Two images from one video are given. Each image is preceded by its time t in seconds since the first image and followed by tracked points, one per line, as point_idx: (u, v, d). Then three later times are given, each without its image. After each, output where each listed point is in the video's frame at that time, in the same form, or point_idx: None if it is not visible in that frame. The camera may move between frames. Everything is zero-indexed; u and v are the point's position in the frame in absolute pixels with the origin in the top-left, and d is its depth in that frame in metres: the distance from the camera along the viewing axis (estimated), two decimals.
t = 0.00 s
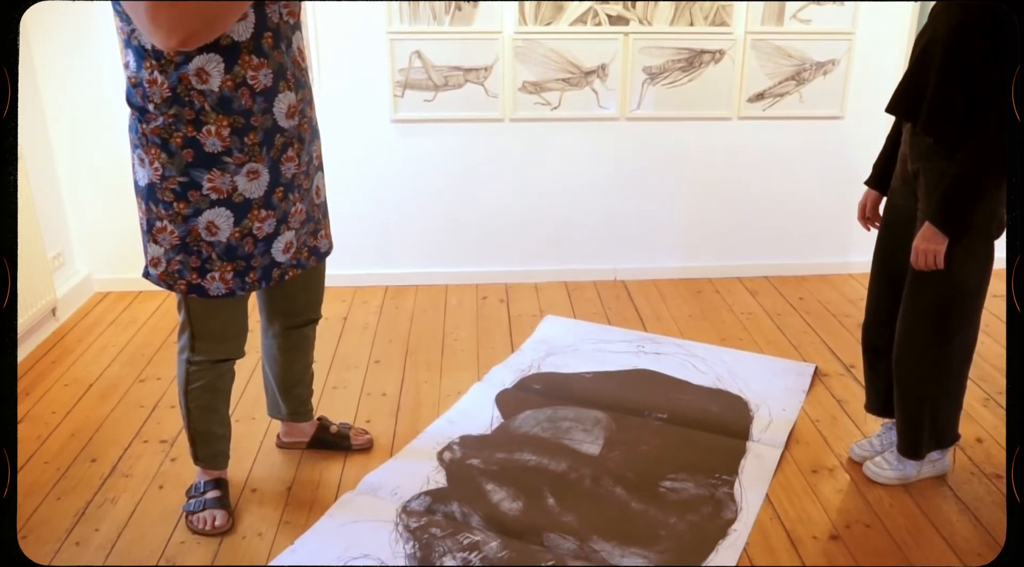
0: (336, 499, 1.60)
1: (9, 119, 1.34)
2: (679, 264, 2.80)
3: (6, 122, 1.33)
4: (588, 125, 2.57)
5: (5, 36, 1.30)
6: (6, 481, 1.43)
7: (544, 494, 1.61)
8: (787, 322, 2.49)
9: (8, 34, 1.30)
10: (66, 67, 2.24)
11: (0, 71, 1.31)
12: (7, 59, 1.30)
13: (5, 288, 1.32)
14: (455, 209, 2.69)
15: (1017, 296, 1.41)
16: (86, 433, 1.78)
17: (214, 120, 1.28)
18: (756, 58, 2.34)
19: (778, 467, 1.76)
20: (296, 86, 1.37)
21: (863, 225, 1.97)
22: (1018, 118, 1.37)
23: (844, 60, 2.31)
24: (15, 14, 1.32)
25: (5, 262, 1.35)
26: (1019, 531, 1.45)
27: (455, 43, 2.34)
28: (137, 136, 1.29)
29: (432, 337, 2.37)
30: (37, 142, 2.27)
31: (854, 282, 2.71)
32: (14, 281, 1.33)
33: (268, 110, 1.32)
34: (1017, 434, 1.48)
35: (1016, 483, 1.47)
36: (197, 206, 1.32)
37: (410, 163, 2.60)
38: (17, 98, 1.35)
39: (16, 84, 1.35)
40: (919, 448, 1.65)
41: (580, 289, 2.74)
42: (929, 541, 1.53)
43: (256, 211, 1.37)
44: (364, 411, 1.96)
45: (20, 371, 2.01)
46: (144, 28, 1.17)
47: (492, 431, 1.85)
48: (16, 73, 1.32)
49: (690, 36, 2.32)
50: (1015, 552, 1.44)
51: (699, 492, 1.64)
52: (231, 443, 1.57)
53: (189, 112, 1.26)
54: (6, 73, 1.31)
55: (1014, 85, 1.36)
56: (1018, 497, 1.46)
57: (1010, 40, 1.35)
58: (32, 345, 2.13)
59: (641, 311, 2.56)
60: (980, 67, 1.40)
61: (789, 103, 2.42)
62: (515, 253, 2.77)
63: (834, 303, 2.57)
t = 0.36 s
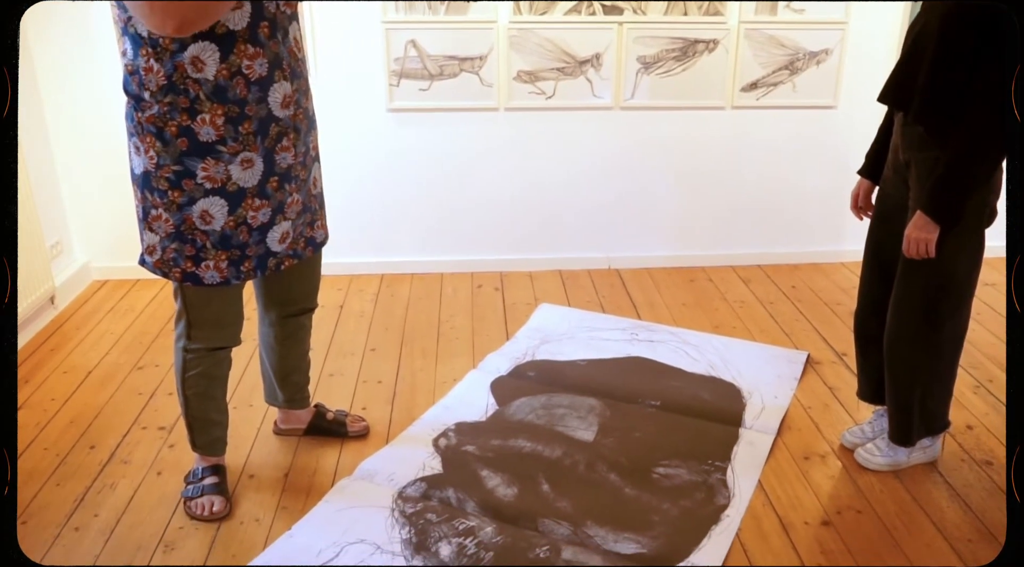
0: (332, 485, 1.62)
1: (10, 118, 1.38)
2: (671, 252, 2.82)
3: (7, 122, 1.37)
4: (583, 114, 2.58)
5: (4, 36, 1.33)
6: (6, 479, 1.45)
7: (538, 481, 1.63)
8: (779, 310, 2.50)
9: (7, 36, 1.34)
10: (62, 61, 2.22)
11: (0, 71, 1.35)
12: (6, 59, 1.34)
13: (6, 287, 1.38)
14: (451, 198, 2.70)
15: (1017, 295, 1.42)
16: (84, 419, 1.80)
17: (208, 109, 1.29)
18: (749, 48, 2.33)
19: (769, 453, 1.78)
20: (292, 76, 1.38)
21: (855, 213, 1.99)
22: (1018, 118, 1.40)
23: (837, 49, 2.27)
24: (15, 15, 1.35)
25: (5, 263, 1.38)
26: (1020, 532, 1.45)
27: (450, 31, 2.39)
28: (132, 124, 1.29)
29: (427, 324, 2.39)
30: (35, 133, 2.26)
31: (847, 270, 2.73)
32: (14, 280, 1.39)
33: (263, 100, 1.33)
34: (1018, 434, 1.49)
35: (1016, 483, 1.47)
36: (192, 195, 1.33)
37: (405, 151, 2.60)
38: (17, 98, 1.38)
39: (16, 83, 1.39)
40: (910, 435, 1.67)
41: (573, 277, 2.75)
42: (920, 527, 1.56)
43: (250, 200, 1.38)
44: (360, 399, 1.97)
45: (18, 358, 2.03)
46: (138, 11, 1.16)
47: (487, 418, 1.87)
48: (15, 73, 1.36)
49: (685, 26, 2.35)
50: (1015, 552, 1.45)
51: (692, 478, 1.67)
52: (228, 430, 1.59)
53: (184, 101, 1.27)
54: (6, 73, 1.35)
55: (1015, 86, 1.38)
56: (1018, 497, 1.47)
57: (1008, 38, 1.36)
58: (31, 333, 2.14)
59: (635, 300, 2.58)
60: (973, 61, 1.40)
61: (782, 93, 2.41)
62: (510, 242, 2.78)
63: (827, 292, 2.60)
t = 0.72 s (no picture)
0: (329, 471, 1.64)
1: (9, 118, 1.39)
2: (664, 241, 2.83)
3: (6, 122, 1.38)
4: (579, 103, 2.58)
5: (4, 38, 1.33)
6: (5, 480, 1.44)
7: (533, 467, 1.66)
8: (772, 298, 2.53)
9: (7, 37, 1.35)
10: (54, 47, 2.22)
11: (0, 71, 1.35)
12: (6, 59, 1.34)
13: (5, 287, 1.40)
14: (446, 187, 2.71)
15: (1017, 295, 1.44)
16: (83, 406, 1.81)
17: (204, 99, 1.29)
18: (743, 37, 2.47)
19: (761, 439, 1.81)
20: (287, 66, 1.38)
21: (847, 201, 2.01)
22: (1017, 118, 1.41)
23: (830, 39, 2.43)
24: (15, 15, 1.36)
25: (5, 263, 1.40)
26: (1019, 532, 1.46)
27: (447, 20, 2.43)
28: (128, 113, 1.30)
29: (423, 312, 2.41)
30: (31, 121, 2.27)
31: (839, 258, 2.76)
32: (12, 281, 1.41)
33: (258, 90, 1.34)
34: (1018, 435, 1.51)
35: (1016, 483, 1.48)
36: (187, 183, 1.34)
37: (401, 140, 2.61)
38: (16, 98, 1.39)
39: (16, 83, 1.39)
40: (899, 421, 1.70)
41: (567, 265, 2.76)
42: (910, 511, 1.58)
43: (245, 189, 1.39)
44: (356, 385, 1.99)
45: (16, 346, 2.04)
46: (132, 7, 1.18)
47: (481, 405, 1.89)
48: (15, 73, 1.36)
49: (678, 15, 2.44)
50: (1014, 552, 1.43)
51: (684, 464, 1.69)
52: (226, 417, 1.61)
53: (180, 90, 1.28)
54: (6, 73, 1.35)
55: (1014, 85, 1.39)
56: (1018, 497, 1.47)
57: (1010, 38, 1.35)
58: (27, 321, 2.15)
59: (628, 288, 2.59)
60: (967, 55, 1.41)
61: (775, 82, 2.53)
62: (504, 231, 2.79)
63: (818, 280, 2.62)
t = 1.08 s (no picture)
0: (325, 456, 1.66)
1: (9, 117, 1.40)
2: (658, 228, 2.85)
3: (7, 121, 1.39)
4: (573, 90, 2.59)
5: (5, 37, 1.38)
6: (5, 480, 1.45)
7: (527, 452, 1.68)
8: (764, 285, 2.55)
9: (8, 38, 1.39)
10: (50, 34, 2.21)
11: (1, 71, 1.38)
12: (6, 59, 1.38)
13: (5, 288, 1.43)
14: (441, 175, 2.72)
15: (1017, 295, 1.50)
16: (80, 392, 1.83)
17: (199, 87, 1.30)
18: (736, 27, 2.49)
19: (754, 425, 1.84)
20: (282, 54, 1.39)
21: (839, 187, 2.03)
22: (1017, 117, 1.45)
23: (823, 27, 2.49)
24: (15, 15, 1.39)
25: (5, 264, 1.45)
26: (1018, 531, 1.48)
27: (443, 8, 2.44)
28: (124, 101, 1.31)
29: (418, 298, 2.42)
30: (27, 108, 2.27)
31: (831, 246, 2.79)
32: (12, 284, 1.44)
33: (254, 78, 1.35)
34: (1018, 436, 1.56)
35: (1016, 483, 1.52)
36: (183, 171, 1.35)
37: (396, 127, 2.62)
38: (16, 98, 1.41)
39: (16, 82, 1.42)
40: (889, 407, 1.72)
41: (562, 252, 2.77)
42: (900, 495, 1.61)
43: (241, 177, 1.40)
44: (352, 371, 2.01)
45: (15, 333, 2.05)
46: None
47: (476, 390, 1.91)
48: (15, 73, 1.39)
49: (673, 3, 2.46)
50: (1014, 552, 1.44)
51: (677, 449, 1.72)
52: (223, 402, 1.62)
53: (176, 78, 1.28)
54: (6, 73, 1.38)
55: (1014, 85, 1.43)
56: (1017, 497, 1.51)
57: (1009, 38, 1.37)
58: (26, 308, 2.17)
59: (622, 275, 2.61)
60: (960, 45, 1.42)
61: (768, 70, 2.55)
62: (499, 218, 2.81)
63: (811, 267, 2.65)
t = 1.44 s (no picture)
0: (321, 441, 1.68)
1: (9, 117, 1.43)
2: (652, 215, 2.87)
3: (8, 120, 1.42)
4: (567, 78, 2.60)
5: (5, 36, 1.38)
6: (5, 479, 1.43)
7: (521, 437, 1.70)
8: (757, 272, 2.57)
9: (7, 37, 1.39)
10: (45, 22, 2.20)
11: (1, 70, 1.39)
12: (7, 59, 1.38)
13: (7, 285, 1.44)
14: (436, 162, 2.73)
15: (1017, 294, 1.52)
16: (79, 377, 1.84)
17: (195, 75, 1.31)
18: (730, 15, 2.44)
19: (745, 410, 1.86)
20: (277, 42, 1.39)
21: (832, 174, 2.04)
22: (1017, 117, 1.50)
23: (814, 15, 2.42)
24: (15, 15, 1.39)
25: (6, 261, 1.44)
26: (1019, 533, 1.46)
27: None
28: (119, 89, 1.31)
29: (413, 285, 2.44)
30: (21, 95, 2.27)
31: (822, 233, 2.81)
32: (14, 277, 1.45)
33: (248, 66, 1.35)
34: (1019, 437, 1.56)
35: (1016, 483, 1.51)
36: (179, 159, 1.36)
37: (391, 114, 2.62)
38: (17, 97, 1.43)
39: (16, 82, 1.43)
40: (879, 393, 1.76)
41: (556, 239, 2.79)
42: (890, 480, 1.64)
43: (237, 164, 1.41)
44: (348, 356, 2.03)
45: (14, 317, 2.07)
46: None
47: (471, 375, 1.93)
48: (16, 72, 1.40)
49: None
50: (1015, 555, 1.40)
51: (670, 434, 1.74)
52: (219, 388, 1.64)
53: (171, 66, 1.29)
54: (7, 73, 1.39)
55: (1014, 85, 1.49)
56: (1017, 497, 1.51)
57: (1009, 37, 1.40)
58: (26, 294, 2.18)
59: (616, 262, 2.63)
60: (953, 36, 1.43)
61: (762, 57, 2.52)
62: (493, 205, 2.82)
63: (803, 254, 2.68)
